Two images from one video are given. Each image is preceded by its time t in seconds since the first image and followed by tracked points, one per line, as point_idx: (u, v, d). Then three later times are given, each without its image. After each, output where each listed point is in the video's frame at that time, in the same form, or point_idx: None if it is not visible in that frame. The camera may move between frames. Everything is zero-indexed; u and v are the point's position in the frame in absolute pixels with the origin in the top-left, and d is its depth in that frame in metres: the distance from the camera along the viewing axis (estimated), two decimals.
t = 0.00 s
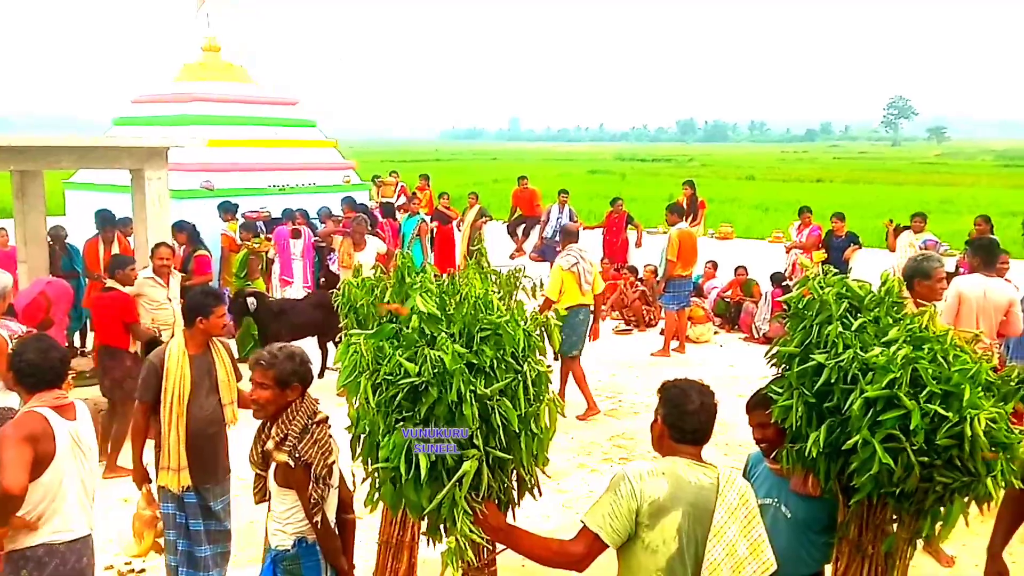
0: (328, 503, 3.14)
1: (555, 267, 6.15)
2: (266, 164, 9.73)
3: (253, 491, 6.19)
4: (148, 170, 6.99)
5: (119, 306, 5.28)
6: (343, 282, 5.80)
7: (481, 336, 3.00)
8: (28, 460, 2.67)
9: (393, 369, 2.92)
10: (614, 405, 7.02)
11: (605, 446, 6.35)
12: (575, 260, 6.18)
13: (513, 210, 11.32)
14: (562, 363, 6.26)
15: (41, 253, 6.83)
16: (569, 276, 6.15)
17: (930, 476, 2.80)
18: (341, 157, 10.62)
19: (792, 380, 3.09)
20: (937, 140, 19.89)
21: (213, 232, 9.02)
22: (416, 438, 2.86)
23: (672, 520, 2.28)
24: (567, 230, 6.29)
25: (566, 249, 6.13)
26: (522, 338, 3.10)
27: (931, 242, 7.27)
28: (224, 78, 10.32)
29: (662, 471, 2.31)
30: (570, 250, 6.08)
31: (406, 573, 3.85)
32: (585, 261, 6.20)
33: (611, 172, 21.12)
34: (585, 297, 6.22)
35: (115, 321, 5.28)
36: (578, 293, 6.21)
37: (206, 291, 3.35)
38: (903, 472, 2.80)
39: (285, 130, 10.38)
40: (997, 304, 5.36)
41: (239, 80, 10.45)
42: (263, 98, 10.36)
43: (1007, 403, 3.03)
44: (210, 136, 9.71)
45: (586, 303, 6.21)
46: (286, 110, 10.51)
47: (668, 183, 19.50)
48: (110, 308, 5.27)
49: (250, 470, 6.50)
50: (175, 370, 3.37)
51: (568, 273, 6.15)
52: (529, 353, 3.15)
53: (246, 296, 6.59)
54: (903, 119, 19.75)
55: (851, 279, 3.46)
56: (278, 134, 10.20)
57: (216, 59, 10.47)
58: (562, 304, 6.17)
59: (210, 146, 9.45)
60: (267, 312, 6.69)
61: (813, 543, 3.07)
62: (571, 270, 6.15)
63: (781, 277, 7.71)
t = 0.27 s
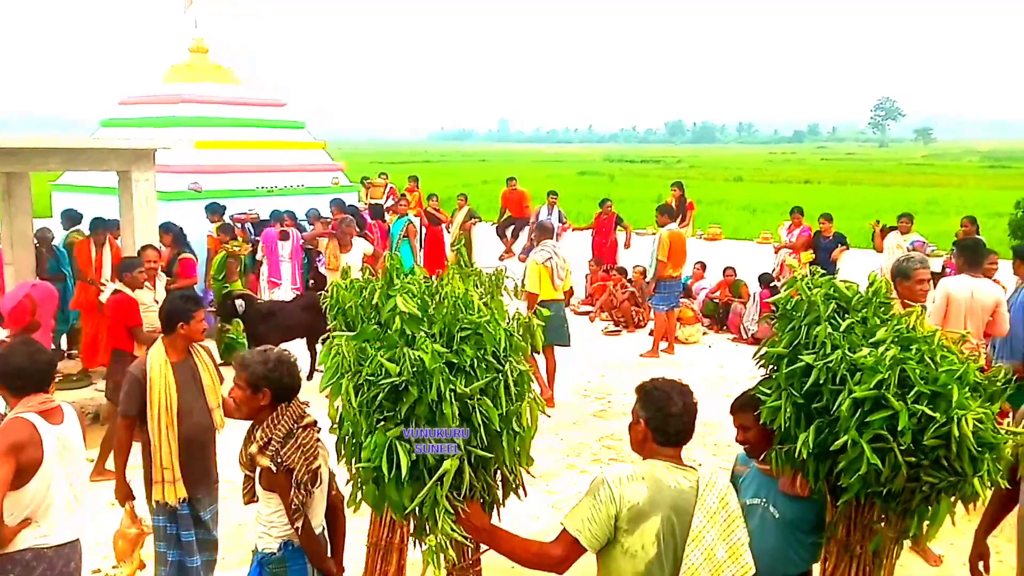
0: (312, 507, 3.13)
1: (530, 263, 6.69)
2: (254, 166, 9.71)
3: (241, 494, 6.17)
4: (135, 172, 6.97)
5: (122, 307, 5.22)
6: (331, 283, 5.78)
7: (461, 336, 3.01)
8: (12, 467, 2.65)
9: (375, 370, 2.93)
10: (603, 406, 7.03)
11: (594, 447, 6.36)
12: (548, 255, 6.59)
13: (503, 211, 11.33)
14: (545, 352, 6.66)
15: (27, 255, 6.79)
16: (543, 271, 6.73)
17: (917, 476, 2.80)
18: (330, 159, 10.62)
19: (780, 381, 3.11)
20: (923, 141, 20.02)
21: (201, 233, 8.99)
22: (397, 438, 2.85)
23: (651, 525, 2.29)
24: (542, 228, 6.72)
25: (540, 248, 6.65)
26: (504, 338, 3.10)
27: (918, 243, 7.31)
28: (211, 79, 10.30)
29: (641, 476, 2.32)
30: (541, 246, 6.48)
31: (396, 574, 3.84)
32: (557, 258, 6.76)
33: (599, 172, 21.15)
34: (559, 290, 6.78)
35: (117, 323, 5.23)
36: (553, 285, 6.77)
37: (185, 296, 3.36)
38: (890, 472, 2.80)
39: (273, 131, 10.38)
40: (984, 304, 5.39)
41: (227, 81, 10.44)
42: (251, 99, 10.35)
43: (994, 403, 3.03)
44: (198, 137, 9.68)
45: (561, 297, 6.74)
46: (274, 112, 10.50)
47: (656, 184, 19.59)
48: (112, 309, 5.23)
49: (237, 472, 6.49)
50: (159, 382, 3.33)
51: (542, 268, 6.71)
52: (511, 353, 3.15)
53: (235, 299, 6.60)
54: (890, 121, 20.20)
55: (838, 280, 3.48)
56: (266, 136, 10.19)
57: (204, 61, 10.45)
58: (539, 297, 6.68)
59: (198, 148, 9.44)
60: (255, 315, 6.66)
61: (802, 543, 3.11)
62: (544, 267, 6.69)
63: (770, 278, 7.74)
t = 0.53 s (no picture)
0: (286, 512, 3.12)
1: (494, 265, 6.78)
2: (235, 169, 9.69)
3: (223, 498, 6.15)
4: (115, 175, 6.92)
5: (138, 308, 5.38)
6: (312, 286, 5.74)
7: (433, 336, 3.00)
8: None
9: (348, 372, 2.92)
10: (587, 408, 7.02)
11: (578, 449, 6.37)
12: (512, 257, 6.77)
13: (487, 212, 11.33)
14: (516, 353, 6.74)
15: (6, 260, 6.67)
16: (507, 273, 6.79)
17: (891, 475, 2.78)
18: (311, 161, 10.60)
19: (759, 381, 3.12)
20: (904, 141, 20.17)
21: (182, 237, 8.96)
22: (371, 440, 2.86)
23: (623, 533, 2.30)
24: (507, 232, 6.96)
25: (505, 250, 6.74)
26: (476, 338, 3.09)
27: (899, 243, 7.35)
28: (191, 82, 10.27)
29: (614, 485, 2.31)
30: (506, 247, 6.68)
31: None
32: (522, 259, 6.82)
33: (583, 173, 21.17)
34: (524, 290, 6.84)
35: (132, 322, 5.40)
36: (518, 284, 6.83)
37: (160, 303, 3.34)
38: (864, 471, 2.79)
39: (254, 133, 10.36)
40: (961, 303, 5.42)
41: (207, 83, 10.41)
42: (232, 102, 10.33)
43: (971, 404, 2.97)
44: (179, 140, 9.63)
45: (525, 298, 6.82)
46: (255, 114, 10.47)
47: (639, 185, 19.66)
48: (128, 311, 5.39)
49: (219, 477, 6.46)
50: (135, 391, 3.30)
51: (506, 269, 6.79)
52: (484, 352, 3.14)
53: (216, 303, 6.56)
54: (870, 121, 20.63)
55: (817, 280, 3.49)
56: (247, 138, 10.18)
57: (184, 63, 10.41)
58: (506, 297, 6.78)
59: (178, 150, 9.40)
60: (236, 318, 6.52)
61: (785, 541, 3.18)
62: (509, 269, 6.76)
63: (751, 278, 7.77)
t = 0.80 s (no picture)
0: (251, 517, 3.00)
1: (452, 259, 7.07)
2: (205, 167, 9.59)
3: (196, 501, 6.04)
4: (81, 172, 6.77)
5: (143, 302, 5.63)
6: (284, 284, 5.63)
7: (399, 333, 2.89)
8: None
9: (314, 372, 2.80)
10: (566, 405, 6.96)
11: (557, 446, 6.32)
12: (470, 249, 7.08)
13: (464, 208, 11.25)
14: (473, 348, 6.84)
15: None
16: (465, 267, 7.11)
17: (864, 468, 2.75)
18: (284, 158, 10.49)
19: (734, 377, 3.02)
20: (879, 136, 20.29)
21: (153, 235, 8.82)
22: (338, 438, 2.78)
23: (589, 538, 2.25)
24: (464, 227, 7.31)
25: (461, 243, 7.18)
26: (442, 334, 2.99)
27: (876, 237, 7.34)
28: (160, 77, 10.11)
29: (579, 491, 2.26)
30: (465, 239, 7.14)
31: None
32: (479, 253, 7.12)
33: (560, 168, 21.06)
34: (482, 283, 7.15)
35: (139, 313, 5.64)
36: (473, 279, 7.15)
37: (132, 306, 3.25)
38: (836, 465, 2.75)
39: (224, 130, 10.24)
40: (937, 297, 5.38)
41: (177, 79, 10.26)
42: (202, 98, 10.19)
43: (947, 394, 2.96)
44: (148, 137, 9.48)
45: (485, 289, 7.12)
46: (227, 110, 10.34)
47: (616, 180, 19.62)
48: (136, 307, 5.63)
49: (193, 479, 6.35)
50: (105, 397, 3.21)
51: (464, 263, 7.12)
52: (450, 349, 3.04)
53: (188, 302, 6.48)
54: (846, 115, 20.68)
55: (791, 275, 3.39)
56: (217, 136, 10.08)
57: (152, 58, 10.25)
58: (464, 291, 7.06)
59: (147, 147, 9.27)
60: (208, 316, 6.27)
61: (761, 538, 3.08)
62: (468, 261, 7.08)
63: (729, 273, 7.75)
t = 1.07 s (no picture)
0: (220, 519, 3.03)
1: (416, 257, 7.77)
2: (177, 169, 9.60)
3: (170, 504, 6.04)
4: (52, 177, 6.73)
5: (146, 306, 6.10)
6: (257, 286, 5.63)
7: (364, 333, 2.96)
8: None
9: (280, 374, 2.87)
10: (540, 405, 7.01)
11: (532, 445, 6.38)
12: (433, 250, 7.82)
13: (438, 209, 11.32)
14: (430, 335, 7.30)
15: None
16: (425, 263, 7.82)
17: (831, 463, 2.77)
18: (256, 160, 10.52)
19: (702, 375, 3.10)
20: (846, 136, 20.59)
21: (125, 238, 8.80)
22: (304, 439, 2.80)
23: (549, 543, 2.35)
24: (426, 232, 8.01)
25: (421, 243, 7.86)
26: (408, 333, 3.05)
27: (843, 235, 7.47)
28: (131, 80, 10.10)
29: (537, 497, 2.35)
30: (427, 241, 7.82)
31: None
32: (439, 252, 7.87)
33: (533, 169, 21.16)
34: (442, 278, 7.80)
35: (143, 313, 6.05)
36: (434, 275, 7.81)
37: (120, 316, 3.30)
38: (805, 461, 2.77)
39: (196, 133, 10.26)
40: (902, 294, 5.50)
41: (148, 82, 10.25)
42: (173, 100, 10.20)
43: (912, 391, 3.03)
44: (118, 140, 9.45)
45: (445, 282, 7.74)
46: (198, 113, 10.38)
47: (588, 181, 19.77)
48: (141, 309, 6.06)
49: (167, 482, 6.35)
50: (93, 404, 3.22)
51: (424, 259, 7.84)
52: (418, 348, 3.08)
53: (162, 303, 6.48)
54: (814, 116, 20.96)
55: (759, 274, 3.54)
56: (189, 138, 10.10)
57: (123, 61, 10.22)
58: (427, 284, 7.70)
59: (117, 150, 9.27)
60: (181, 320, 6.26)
61: (732, 533, 3.10)
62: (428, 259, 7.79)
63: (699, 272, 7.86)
